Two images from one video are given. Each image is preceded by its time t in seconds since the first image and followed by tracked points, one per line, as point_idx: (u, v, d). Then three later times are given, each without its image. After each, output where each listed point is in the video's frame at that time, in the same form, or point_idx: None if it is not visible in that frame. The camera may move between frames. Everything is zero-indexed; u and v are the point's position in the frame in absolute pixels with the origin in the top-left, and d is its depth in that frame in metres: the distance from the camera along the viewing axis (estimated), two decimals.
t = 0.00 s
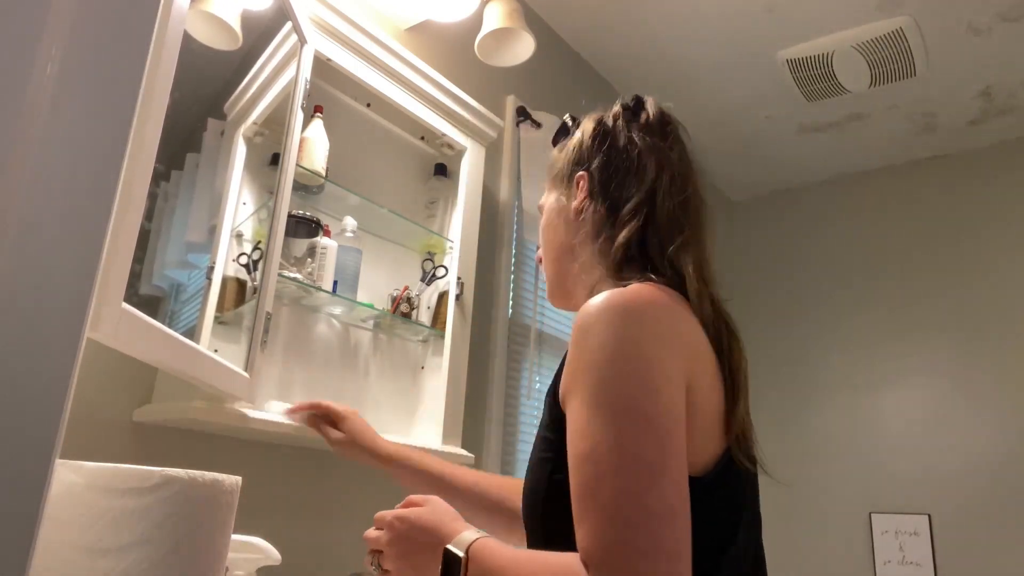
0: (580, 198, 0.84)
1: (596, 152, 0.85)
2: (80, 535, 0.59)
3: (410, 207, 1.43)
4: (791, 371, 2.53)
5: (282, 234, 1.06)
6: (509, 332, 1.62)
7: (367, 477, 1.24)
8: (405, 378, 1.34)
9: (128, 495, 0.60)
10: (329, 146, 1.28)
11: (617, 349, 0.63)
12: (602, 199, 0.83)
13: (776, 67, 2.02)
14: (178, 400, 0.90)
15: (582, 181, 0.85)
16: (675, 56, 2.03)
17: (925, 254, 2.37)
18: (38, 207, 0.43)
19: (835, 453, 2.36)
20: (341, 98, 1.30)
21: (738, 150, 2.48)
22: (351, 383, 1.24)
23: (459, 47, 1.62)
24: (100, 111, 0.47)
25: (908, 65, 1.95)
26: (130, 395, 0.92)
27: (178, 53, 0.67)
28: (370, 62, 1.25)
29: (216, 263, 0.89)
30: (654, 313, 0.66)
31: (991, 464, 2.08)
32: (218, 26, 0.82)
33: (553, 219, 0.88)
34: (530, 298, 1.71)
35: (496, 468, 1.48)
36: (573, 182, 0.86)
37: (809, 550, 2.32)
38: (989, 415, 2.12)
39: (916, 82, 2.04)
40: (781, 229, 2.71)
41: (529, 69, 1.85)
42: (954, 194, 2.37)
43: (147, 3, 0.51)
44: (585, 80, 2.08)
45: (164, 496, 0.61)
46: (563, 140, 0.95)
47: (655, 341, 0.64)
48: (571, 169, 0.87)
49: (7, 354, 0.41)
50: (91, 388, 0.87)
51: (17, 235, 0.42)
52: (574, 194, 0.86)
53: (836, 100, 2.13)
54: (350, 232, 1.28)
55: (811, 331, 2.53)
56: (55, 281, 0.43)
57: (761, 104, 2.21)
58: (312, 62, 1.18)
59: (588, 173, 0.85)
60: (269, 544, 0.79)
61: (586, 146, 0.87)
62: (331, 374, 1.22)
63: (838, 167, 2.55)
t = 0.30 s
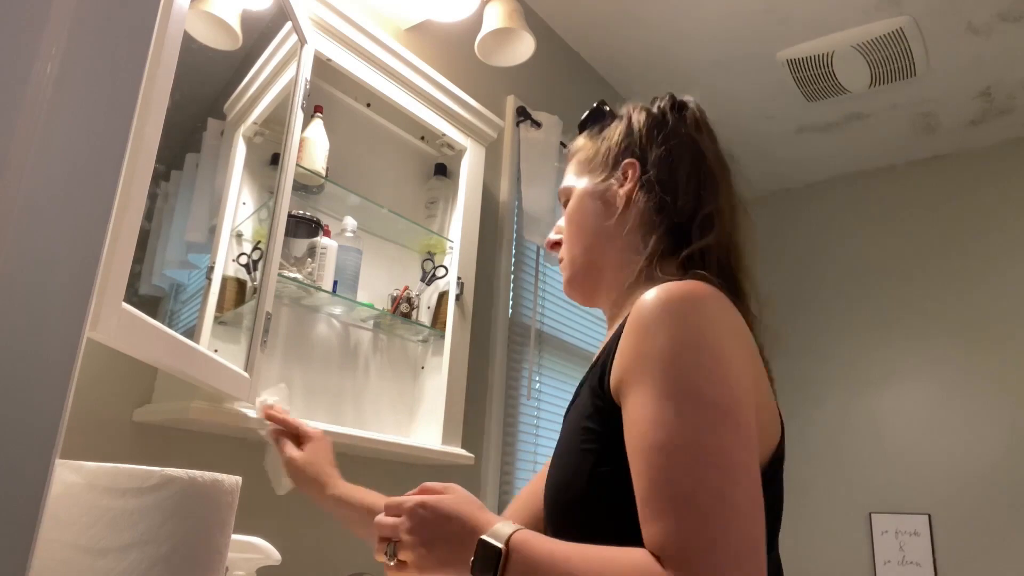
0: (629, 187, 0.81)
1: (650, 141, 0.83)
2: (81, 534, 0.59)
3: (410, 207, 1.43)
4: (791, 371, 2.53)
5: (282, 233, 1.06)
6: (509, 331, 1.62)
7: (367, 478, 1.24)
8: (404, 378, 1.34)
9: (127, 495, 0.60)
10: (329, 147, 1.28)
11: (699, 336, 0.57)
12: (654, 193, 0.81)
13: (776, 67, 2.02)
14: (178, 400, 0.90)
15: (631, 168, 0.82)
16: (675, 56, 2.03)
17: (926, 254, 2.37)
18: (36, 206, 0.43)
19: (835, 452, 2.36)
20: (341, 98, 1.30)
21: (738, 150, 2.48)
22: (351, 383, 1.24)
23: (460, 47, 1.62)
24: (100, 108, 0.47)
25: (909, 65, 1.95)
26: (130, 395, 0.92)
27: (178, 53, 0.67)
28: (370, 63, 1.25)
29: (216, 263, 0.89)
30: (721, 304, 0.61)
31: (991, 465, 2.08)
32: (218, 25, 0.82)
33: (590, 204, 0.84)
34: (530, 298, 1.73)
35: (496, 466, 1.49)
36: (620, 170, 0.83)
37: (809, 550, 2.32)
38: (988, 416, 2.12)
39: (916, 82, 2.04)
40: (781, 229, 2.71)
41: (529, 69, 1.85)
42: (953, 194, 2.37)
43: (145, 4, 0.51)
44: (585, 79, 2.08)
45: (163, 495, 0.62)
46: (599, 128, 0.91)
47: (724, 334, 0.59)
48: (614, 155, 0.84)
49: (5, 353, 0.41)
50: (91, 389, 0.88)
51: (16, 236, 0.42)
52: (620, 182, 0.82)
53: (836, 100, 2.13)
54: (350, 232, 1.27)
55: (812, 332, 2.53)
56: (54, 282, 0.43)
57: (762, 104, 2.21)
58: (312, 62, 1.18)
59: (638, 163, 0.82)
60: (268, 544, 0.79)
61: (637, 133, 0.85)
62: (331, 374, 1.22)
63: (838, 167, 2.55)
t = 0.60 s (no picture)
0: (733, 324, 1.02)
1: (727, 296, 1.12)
2: (79, 534, 0.59)
3: (410, 207, 1.43)
4: (792, 371, 2.54)
5: (283, 233, 1.06)
6: (509, 332, 1.62)
7: (368, 478, 1.24)
8: (404, 378, 1.34)
9: (128, 495, 0.60)
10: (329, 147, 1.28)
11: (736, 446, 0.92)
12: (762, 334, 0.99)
13: (776, 67, 2.02)
14: (179, 400, 0.90)
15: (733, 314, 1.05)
16: (674, 56, 2.03)
17: (925, 254, 2.37)
18: (36, 205, 0.43)
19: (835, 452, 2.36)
20: (341, 98, 1.30)
21: (738, 150, 2.48)
22: (351, 383, 1.24)
23: (460, 46, 1.62)
24: (100, 105, 0.47)
25: (909, 65, 1.95)
26: (130, 395, 0.92)
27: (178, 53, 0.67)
28: (370, 63, 1.25)
29: (216, 263, 0.89)
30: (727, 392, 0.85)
31: (990, 464, 2.08)
32: (218, 25, 0.82)
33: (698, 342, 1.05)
34: (530, 297, 1.73)
35: (496, 464, 1.49)
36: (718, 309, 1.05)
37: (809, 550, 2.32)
38: (988, 416, 2.12)
39: (916, 82, 2.04)
40: (781, 229, 2.71)
41: (528, 68, 1.85)
42: (953, 195, 2.37)
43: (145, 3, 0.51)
44: (585, 80, 2.08)
45: (163, 496, 0.62)
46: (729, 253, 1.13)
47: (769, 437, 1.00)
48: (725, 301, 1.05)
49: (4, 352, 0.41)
50: (93, 389, 0.88)
51: (15, 235, 0.42)
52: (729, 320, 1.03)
53: (836, 100, 2.13)
54: (350, 232, 1.27)
55: (812, 332, 2.53)
56: (55, 281, 0.43)
57: (762, 104, 2.21)
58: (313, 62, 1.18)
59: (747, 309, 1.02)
60: (268, 544, 0.79)
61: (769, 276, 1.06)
62: (332, 374, 1.22)
63: (838, 167, 2.55)
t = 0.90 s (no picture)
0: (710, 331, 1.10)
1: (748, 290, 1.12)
2: (78, 534, 0.59)
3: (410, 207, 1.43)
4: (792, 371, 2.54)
5: (283, 233, 1.06)
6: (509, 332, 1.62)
7: (369, 478, 1.24)
8: (404, 378, 1.34)
9: (128, 495, 0.60)
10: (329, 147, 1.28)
11: (712, 426, 0.91)
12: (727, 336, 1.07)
13: (776, 67, 2.02)
14: (179, 400, 0.90)
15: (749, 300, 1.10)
16: (674, 56, 2.03)
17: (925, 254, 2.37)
18: (35, 204, 0.43)
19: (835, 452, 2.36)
20: (341, 98, 1.30)
21: (738, 150, 2.48)
22: (351, 383, 1.24)
23: (460, 47, 1.62)
24: (101, 105, 0.47)
25: (908, 65, 1.95)
26: (130, 395, 0.92)
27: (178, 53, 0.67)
28: (370, 62, 1.25)
29: (216, 263, 0.89)
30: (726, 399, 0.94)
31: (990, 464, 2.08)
32: (218, 25, 0.82)
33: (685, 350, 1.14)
34: (530, 297, 1.73)
35: (496, 464, 1.49)
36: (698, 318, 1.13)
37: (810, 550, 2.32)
38: (988, 416, 2.12)
39: (916, 82, 2.04)
40: (781, 229, 2.71)
41: (528, 68, 1.85)
42: (953, 195, 2.37)
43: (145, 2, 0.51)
44: (585, 80, 2.08)
45: (162, 496, 0.62)
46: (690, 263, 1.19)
47: (739, 415, 0.91)
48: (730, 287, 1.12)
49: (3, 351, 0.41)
50: (93, 389, 0.88)
51: (16, 235, 0.42)
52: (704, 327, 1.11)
53: (836, 100, 2.13)
54: (350, 232, 1.27)
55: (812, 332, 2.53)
56: (54, 281, 0.43)
57: (762, 104, 2.21)
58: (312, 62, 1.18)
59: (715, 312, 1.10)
60: (268, 544, 0.79)
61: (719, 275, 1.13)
62: (331, 375, 1.22)
63: (838, 167, 2.55)
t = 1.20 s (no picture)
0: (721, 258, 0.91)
1: (750, 219, 0.92)
2: (79, 534, 0.59)
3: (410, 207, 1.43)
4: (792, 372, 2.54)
5: (283, 233, 1.06)
6: (509, 332, 1.62)
7: (369, 477, 1.24)
8: (404, 378, 1.34)
9: (128, 495, 0.60)
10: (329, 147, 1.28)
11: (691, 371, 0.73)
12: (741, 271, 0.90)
13: (776, 67, 2.02)
14: (179, 400, 0.90)
15: (727, 242, 0.91)
16: (675, 56, 2.03)
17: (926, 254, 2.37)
18: (35, 206, 0.43)
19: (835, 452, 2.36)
20: (341, 98, 1.30)
21: (739, 150, 2.48)
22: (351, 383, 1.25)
23: (460, 46, 1.62)
24: (100, 106, 0.47)
25: (908, 65, 1.95)
26: (131, 395, 0.92)
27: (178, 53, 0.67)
28: (370, 63, 1.25)
29: (216, 263, 0.89)
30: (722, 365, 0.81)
31: (990, 465, 2.08)
32: (218, 25, 0.82)
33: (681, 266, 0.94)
34: (530, 297, 1.73)
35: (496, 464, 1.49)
36: (714, 240, 0.92)
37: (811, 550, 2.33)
38: (988, 416, 2.12)
39: (916, 82, 2.03)
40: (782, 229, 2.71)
41: (529, 68, 1.85)
42: (954, 194, 2.37)
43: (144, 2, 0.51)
44: (585, 80, 2.08)
45: (162, 496, 0.61)
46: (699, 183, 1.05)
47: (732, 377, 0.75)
48: (715, 223, 0.94)
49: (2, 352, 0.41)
50: (93, 390, 0.88)
51: (16, 236, 0.42)
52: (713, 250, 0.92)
53: (836, 100, 2.13)
54: (350, 232, 1.27)
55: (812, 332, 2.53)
56: (53, 282, 0.43)
57: (762, 104, 2.21)
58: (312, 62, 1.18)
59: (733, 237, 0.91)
60: (267, 544, 0.79)
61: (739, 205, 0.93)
62: (331, 374, 1.22)
63: (839, 167, 2.55)
